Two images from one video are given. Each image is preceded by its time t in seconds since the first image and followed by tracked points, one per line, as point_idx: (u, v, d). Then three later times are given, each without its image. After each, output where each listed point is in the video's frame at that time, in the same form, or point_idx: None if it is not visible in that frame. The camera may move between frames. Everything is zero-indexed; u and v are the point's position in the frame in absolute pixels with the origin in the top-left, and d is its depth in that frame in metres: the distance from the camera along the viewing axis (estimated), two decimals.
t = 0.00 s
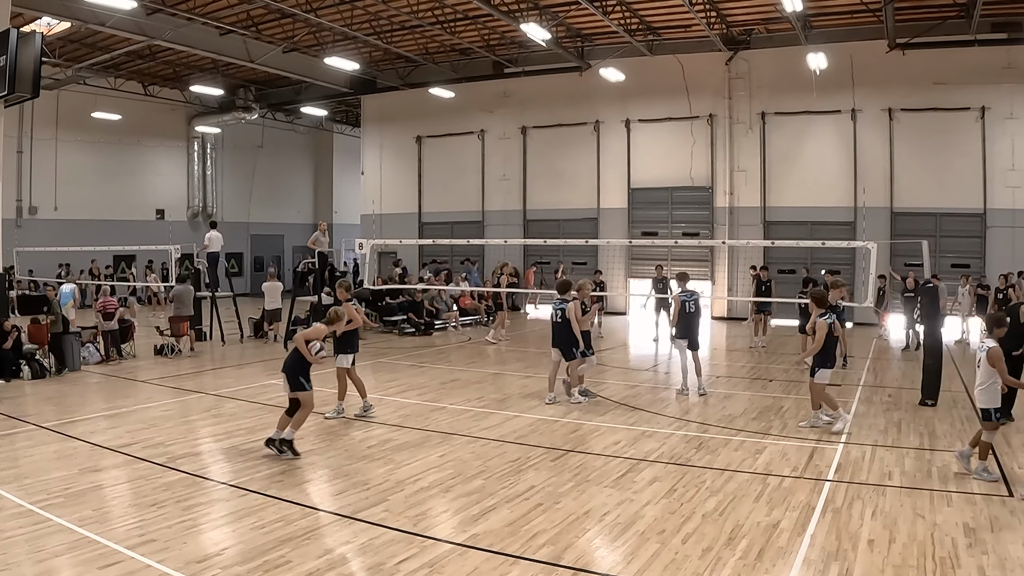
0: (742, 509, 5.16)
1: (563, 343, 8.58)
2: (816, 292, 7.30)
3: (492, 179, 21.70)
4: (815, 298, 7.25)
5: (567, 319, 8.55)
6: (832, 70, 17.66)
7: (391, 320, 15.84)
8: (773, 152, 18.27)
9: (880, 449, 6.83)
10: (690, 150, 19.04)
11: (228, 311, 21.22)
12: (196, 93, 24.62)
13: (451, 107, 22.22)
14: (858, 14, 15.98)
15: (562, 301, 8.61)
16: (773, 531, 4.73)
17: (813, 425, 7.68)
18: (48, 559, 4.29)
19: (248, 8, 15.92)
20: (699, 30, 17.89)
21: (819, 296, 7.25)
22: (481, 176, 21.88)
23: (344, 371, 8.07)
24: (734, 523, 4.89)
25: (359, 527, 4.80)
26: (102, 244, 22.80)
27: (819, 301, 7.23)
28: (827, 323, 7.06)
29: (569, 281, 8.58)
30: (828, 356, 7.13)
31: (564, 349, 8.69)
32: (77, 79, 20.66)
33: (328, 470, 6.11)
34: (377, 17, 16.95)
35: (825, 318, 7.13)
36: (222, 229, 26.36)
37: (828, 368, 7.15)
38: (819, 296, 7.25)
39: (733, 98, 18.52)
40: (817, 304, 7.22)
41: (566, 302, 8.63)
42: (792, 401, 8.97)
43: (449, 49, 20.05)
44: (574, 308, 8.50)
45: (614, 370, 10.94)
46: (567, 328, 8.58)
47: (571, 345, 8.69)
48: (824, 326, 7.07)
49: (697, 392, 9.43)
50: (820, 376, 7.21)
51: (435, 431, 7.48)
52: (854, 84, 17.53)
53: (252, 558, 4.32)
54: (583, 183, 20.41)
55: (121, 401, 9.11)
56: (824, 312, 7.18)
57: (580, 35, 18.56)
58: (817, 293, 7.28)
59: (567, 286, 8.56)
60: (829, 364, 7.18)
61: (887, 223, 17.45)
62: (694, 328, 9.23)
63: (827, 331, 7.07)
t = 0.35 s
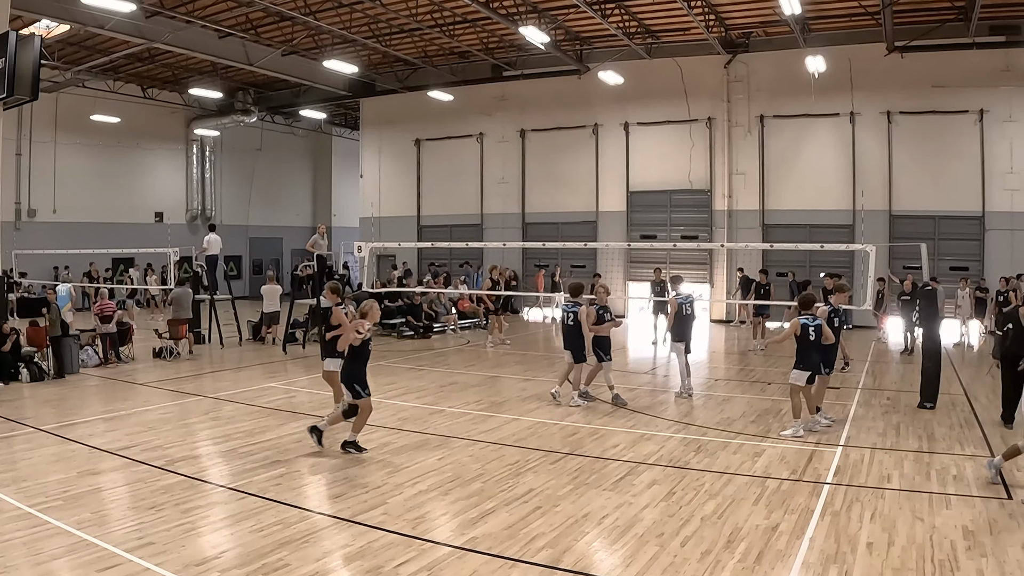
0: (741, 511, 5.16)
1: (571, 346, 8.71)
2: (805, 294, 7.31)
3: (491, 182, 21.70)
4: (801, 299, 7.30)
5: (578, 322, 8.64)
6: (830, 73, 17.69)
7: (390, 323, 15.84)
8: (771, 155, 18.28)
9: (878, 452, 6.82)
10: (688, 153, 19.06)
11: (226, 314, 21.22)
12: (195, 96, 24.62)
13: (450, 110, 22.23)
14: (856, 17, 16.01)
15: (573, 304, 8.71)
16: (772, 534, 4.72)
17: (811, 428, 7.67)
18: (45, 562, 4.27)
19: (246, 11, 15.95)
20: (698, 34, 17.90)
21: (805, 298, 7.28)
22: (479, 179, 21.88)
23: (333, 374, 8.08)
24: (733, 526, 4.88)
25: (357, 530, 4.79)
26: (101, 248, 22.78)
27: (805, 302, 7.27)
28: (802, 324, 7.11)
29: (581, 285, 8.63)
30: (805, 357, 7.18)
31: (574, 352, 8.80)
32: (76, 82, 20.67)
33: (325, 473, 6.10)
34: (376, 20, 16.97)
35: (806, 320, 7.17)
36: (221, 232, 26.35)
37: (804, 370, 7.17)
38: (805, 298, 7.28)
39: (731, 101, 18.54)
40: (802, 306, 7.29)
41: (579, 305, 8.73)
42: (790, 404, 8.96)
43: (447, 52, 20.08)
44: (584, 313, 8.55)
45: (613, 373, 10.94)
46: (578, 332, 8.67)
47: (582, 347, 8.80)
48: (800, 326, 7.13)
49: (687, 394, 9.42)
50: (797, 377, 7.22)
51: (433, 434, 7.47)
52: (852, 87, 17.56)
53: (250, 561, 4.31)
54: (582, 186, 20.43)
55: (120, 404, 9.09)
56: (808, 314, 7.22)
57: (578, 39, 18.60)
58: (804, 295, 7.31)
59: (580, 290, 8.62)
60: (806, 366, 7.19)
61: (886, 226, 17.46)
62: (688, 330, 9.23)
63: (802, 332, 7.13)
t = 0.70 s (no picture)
0: (740, 514, 5.14)
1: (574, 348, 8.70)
2: (802, 295, 7.22)
3: (490, 184, 21.71)
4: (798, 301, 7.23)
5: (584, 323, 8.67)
6: (829, 76, 17.73)
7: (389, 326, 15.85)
8: (770, 157, 18.30)
9: (878, 454, 6.81)
10: (687, 156, 19.08)
11: (225, 317, 21.21)
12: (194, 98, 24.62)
13: (449, 112, 22.24)
14: (854, 20, 16.04)
15: (579, 306, 8.71)
16: (772, 536, 4.71)
17: (810, 431, 7.65)
18: (43, 566, 4.25)
19: (245, 14, 15.98)
20: (697, 37, 17.92)
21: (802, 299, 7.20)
22: (478, 181, 21.89)
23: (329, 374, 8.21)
24: (732, 528, 4.87)
25: (356, 533, 4.78)
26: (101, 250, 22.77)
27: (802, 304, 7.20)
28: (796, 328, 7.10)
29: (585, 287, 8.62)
30: (798, 359, 7.15)
31: (579, 354, 8.79)
32: (75, 84, 20.69)
33: (324, 476, 6.08)
34: (375, 22, 16.99)
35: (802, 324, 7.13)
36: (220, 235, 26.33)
37: (797, 373, 7.15)
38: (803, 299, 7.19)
39: (730, 104, 18.57)
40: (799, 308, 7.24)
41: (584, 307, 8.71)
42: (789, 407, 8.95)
43: (446, 55, 20.12)
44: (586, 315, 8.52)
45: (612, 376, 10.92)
46: (581, 334, 8.66)
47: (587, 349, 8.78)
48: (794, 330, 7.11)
49: (679, 396, 9.46)
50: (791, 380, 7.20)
51: (432, 437, 7.45)
52: (851, 90, 17.58)
53: (249, 563, 4.30)
54: (580, 189, 20.44)
55: (118, 406, 9.07)
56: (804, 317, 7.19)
57: (577, 41, 18.66)
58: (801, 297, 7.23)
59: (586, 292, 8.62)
60: (799, 370, 7.17)
61: (885, 228, 17.46)
62: (683, 331, 9.24)
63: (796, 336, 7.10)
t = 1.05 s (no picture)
0: (740, 515, 5.14)
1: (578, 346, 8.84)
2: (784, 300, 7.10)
3: (489, 185, 21.72)
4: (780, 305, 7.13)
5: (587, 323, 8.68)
6: (829, 77, 17.74)
7: (388, 326, 15.94)
8: (770, 158, 18.31)
9: (877, 455, 6.81)
10: (687, 156, 19.09)
11: (224, 317, 21.20)
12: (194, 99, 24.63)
13: (449, 113, 22.26)
14: (855, 20, 16.05)
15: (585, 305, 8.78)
16: (772, 537, 4.71)
17: (810, 432, 7.64)
18: (43, 566, 4.25)
19: (245, 14, 15.99)
20: (696, 37, 17.93)
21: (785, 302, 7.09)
22: (478, 182, 21.90)
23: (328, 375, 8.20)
24: (732, 529, 4.87)
25: (355, 534, 4.77)
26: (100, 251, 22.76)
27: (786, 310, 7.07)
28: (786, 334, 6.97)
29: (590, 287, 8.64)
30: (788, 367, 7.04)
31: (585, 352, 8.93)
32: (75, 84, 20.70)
33: (323, 477, 6.08)
34: (375, 23, 16.99)
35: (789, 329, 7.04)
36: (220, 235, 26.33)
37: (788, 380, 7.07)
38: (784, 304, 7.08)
39: (730, 105, 18.58)
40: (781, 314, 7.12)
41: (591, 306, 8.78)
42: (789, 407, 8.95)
43: (446, 55, 20.13)
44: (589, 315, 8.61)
45: (612, 377, 10.92)
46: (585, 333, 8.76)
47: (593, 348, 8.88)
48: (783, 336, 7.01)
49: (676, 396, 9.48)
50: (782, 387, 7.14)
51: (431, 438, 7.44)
52: (851, 91, 17.59)
53: (249, 564, 4.30)
54: (580, 190, 20.46)
55: (118, 407, 9.05)
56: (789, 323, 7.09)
57: (577, 42, 18.70)
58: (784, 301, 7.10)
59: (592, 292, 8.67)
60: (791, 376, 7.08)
61: (885, 229, 17.47)
62: (675, 330, 9.27)
63: (788, 344, 6.98)
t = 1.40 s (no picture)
0: (740, 515, 5.14)
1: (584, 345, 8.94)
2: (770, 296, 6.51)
3: (489, 185, 21.72)
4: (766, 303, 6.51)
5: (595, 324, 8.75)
6: (829, 77, 17.74)
7: (388, 326, 15.82)
8: (770, 158, 18.31)
9: (877, 455, 6.81)
10: (687, 157, 19.09)
11: (224, 317, 21.19)
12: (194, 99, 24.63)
13: (449, 113, 22.27)
14: (855, 20, 16.05)
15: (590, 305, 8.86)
16: (772, 537, 4.71)
17: (810, 432, 7.65)
18: (42, 566, 4.25)
19: (245, 14, 15.99)
20: (696, 37, 17.93)
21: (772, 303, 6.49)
22: (478, 182, 21.90)
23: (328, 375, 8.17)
24: (732, 529, 4.87)
25: (355, 534, 4.77)
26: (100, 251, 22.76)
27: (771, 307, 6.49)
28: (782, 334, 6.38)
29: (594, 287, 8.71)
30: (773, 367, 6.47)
31: (592, 351, 9.04)
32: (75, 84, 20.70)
33: (323, 477, 6.07)
34: (375, 23, 17.00)
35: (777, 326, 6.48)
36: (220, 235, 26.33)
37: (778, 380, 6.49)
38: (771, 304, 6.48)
39: (730, 105, 18.57)
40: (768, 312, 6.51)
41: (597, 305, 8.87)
42: (789, 408, 8.94)
43: (446, 55, 20.14)
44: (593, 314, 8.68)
45: (612, 377, 10.92)
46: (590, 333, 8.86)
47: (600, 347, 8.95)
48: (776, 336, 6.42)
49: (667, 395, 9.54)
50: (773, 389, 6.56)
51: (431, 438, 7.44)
52: (851, 91, 17.59)
53: (249, 564, 4.30)
54: (580, 190, 20.46)
55: (118, 407, 9.04)
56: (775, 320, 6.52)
57: (577, 42, 18.71)
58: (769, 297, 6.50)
59: (597, 291, 8.73)
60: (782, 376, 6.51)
61: (885, 229, 17.47)
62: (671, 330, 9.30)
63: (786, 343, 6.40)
